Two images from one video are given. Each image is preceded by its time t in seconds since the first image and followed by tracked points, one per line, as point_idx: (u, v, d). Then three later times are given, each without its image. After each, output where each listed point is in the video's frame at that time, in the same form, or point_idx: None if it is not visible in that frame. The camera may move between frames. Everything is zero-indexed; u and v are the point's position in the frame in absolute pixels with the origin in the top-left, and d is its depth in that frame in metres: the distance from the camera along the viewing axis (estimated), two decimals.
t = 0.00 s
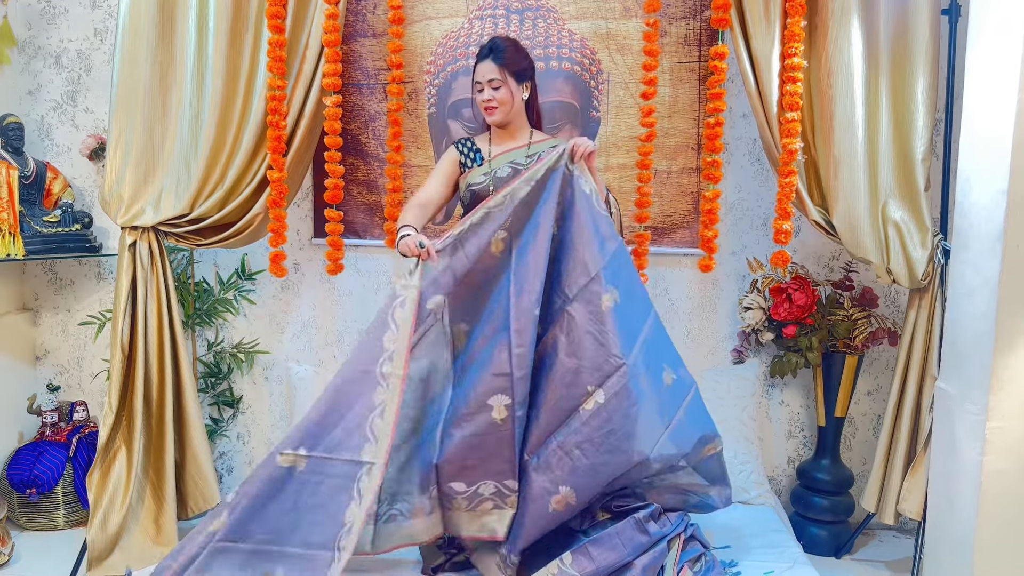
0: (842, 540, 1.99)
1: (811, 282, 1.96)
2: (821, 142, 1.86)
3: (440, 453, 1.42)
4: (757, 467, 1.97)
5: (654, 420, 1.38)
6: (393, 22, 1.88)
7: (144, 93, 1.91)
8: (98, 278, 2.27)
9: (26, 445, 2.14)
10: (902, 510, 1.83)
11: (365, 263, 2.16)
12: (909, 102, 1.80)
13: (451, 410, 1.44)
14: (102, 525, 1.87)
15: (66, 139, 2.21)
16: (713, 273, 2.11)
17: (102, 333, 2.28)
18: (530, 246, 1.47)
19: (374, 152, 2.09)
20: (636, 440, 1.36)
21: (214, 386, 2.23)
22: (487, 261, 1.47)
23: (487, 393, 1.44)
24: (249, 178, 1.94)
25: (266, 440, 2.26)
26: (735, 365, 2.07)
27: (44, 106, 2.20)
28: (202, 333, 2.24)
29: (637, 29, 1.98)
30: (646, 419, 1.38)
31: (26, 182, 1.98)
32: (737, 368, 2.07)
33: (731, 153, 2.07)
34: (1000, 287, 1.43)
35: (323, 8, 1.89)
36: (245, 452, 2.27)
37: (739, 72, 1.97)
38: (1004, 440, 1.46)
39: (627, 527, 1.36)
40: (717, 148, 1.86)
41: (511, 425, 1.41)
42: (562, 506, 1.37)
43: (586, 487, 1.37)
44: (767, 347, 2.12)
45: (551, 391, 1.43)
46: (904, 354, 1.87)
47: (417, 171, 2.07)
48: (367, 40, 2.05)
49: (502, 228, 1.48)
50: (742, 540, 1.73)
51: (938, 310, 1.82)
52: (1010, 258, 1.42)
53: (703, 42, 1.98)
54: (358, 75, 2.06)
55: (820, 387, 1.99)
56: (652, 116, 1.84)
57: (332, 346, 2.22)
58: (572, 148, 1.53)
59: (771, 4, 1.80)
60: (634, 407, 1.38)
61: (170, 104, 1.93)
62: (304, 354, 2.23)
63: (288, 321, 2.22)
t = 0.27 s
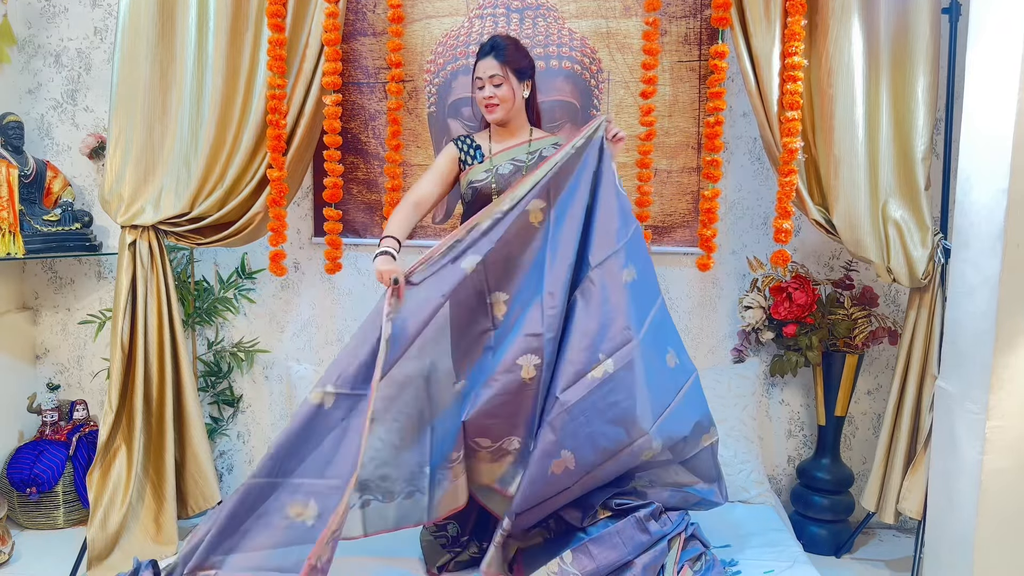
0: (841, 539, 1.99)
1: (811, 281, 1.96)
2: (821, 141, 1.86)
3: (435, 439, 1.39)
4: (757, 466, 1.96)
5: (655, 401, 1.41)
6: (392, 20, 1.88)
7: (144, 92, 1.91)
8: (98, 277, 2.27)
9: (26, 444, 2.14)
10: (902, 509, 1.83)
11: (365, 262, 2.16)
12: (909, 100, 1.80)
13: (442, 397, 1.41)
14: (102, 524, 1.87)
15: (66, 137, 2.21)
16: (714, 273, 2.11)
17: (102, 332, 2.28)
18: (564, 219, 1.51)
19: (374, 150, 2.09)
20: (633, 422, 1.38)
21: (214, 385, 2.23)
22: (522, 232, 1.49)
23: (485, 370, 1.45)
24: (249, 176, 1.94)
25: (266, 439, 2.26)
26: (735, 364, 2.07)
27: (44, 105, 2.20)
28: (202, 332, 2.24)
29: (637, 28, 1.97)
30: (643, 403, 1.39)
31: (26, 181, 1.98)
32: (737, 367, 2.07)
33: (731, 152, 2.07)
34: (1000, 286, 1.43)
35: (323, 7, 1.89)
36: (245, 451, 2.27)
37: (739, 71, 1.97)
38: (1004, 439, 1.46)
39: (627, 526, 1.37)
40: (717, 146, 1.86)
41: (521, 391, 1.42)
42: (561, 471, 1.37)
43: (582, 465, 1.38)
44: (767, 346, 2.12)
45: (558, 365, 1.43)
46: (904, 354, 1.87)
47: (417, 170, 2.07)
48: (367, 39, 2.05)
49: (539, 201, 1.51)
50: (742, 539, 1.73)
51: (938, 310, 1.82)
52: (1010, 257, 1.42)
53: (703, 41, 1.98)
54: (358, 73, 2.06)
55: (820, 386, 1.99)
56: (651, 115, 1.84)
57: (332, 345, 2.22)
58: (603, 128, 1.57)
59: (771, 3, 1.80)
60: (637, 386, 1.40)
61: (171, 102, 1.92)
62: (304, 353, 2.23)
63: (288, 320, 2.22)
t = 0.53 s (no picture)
0: (841, 538, 1.99)
1: (811, 280, 1.96)
2: (821, 140, 1.85)
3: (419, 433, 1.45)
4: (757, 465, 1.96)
5: (658, 405, 1.40)
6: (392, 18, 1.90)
7: (144, 90, 1.91)
8: (97, 276, 2.27)
9: (26, 442, 2.14)
10: (902, 508, 1.83)
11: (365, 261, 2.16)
12: (909, 99, 1.80)
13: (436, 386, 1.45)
14: (102, 523, 1.87)
15: (66, 136, 2.21)
16: (713, 272, 2.11)
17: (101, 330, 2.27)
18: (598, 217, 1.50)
19: (373, 149, 2.09)
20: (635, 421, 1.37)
21: (213, 384, 2.23)
22: (556, 229, 1.49)
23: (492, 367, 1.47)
24: (249, 175, 1.94)
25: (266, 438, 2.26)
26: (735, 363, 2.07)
27: (44, 104, 2.19)
28: (202, 330, 2.24)
29: (637, 27, 1.97)
30: (644, 403, 1.38)
31: (26, 180, 1.98)
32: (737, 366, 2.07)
33: (731, 151, 2.07)
34: (1000, 285, 1.43)
35: (323, 6, 1.89)
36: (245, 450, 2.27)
37: (739, 70, 1.97)
38: (1003, 438, 1.46)
39: (626, 525, 1.37)
40: (716, 145, 1.86)
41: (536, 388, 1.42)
42: (570, 466, 1.35)
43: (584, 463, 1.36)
44: (767, 345, 2.10)
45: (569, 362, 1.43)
46: (904, 352, 1.87)
47: (417, 169, 2.07)
48: (367, 38, 2.05)
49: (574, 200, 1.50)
50: (741, 538, 1.73)
51: (938, 309, 1.82)
52: (1010, 256, 1.42)
53: (703, 40, 1.98)
54: (358, 72, 2.06)
55: (820, 386, 1.99)
56: (649, 112, 1.86)
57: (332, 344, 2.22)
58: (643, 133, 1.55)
59: (771, 2, 1.80)
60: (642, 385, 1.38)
61: (170, 101, 1.92)
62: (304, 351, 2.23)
63: (287, 319, 2.22)
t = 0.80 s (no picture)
0: (841, 538, 1.99)
1: (810, 278, 1.97)
2: (821, 139, 1.85)
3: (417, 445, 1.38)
4: (757, 465, 1.96)
5: (660, 446, 1.39)
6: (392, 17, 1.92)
7: (143, 89, 1.91)
8: (97, 275, 2.27)
9: (26, 442, 2.14)
10: (901, 507, 1.83)
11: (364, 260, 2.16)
12: (909, 98, 1.80)
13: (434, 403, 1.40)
14: (101, 522, 1.87)
15: (65, 135, 2.20)
16: (713, 271, 2.11)
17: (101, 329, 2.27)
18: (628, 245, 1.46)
19: (373, 148, 2.09)
20: (633, 454, 1.38)
21: (213, 383, 2.22)
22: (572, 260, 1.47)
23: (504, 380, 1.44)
24: (248, 174, 1.94)
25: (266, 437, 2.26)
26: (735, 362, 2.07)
27: (43, 102, 2.19)
28: (201, 329, 2.24)
29: (637, 26, 1.97)
30: (643, 439, 1.39)
31: (25, 178, 1.97)
32: (737, 365, 2.07)
33: (731, 150, 2.07)
34: (1000, 283, 1.43)
35: (322, 4, 1.89)
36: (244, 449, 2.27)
37: (739, 69, 1.97)
38: (1003, 437, 1.46)
39: (626, 525, 1.37)
40: (716, 144, 1.86)
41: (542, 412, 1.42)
42: (578, 504, 1.37)
43: (585, 475, 1.37)
44: (766, 344, 2.13)
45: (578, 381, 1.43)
46: (903, 351, 1.87)
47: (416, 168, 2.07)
48: (366, 37, 2.05)
49: (593, 233, 1.46)
50: (741, 537, 1.73)
51: (938, 308, 1.82)
52: (1010, 255, 1.42)
53: (703, 39, 1.98)
54: (358, 70, 2.06)
55: (820, 385, 1.98)
56: (649, 113, 1.87)
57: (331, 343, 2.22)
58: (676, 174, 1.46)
59: (771, 0, 1.80)
60: (645, 422, 1.39)
61: (170, 99, 1.92)
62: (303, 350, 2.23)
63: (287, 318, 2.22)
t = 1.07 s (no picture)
0: (841, 538, 1.99)
1: (810, 278, 1.97)
2: (821, 138, 1.85)
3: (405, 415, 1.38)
4: (757, 464, 1.96)
5: (664, 447, 1.34)
6: (393, 15, 1.97)
7: (143, 88, 1.91)
8: (96, 274, 2.27)
9: (25, 441, 2.13)
10: (901, 507, 1.83)
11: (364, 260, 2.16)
12: (909, 97, 1.80)
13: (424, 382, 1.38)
14: (101, 521, 1.87)
15: (65, 134, 2.20)
16: (713, 271, 2.11)
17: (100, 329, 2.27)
18: (632, 233, 1.39)
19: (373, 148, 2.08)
20: (635, 455, 1.33)
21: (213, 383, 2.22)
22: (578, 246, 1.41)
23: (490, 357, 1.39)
24: (248, 173, 1.94)
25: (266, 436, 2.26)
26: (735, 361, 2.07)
27: (42, 102, 2.19)
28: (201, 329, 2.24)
29: (637, 25, 1.97)
30: (644, 442, 1.33)
31: (24, 177, 1.97)
32: (737, 365, 2.07)
33: (730, 149, 2.07)
34: (1000, 283, 1.43)
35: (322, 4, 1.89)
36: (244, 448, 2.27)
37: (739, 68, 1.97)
38: (1004, 437, 1.46)
39: (627, 525, 1.34)
40: (715, 143, 1.88)
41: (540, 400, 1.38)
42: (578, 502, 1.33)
43: (588, 477, 1.32)
44: (767, 344, 2.13)
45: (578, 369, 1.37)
46: (903, 350, 1.87)
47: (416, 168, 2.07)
48: (366, 36, 2.04)
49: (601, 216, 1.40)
50: (742, 537, 1.72)
51: (938, 307, 1.82)
52: (1011, 254, 1.42)
53: (703, 37, 1.97)
54: (358, 69, 2.04)
55: (820, 384, 1.98)
56: (649, 112, 1.95)
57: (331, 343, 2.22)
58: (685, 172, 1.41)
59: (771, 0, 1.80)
60: (649, 426, 1.33)
61: (169, 98, 1.92)
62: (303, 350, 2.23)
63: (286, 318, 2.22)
